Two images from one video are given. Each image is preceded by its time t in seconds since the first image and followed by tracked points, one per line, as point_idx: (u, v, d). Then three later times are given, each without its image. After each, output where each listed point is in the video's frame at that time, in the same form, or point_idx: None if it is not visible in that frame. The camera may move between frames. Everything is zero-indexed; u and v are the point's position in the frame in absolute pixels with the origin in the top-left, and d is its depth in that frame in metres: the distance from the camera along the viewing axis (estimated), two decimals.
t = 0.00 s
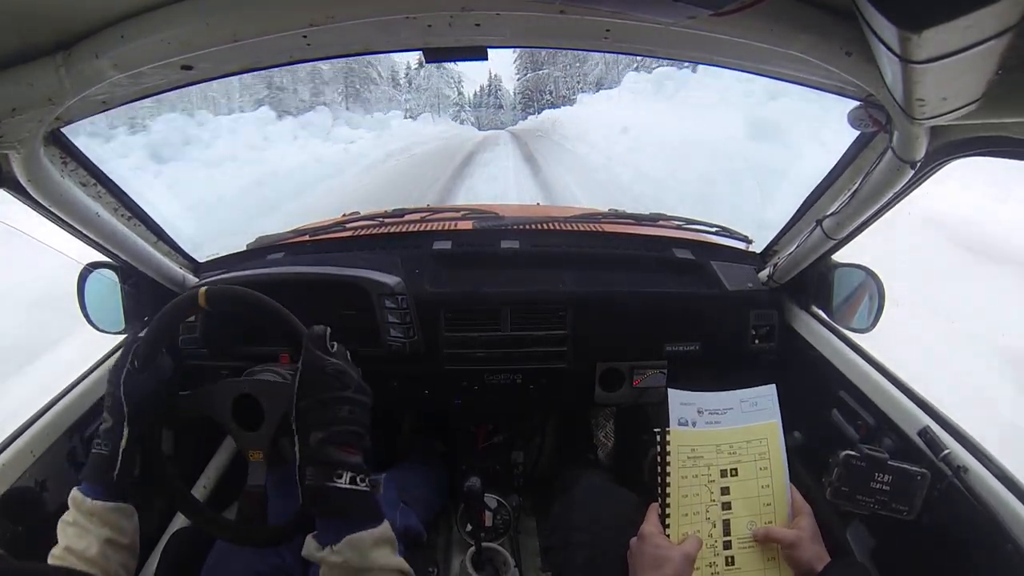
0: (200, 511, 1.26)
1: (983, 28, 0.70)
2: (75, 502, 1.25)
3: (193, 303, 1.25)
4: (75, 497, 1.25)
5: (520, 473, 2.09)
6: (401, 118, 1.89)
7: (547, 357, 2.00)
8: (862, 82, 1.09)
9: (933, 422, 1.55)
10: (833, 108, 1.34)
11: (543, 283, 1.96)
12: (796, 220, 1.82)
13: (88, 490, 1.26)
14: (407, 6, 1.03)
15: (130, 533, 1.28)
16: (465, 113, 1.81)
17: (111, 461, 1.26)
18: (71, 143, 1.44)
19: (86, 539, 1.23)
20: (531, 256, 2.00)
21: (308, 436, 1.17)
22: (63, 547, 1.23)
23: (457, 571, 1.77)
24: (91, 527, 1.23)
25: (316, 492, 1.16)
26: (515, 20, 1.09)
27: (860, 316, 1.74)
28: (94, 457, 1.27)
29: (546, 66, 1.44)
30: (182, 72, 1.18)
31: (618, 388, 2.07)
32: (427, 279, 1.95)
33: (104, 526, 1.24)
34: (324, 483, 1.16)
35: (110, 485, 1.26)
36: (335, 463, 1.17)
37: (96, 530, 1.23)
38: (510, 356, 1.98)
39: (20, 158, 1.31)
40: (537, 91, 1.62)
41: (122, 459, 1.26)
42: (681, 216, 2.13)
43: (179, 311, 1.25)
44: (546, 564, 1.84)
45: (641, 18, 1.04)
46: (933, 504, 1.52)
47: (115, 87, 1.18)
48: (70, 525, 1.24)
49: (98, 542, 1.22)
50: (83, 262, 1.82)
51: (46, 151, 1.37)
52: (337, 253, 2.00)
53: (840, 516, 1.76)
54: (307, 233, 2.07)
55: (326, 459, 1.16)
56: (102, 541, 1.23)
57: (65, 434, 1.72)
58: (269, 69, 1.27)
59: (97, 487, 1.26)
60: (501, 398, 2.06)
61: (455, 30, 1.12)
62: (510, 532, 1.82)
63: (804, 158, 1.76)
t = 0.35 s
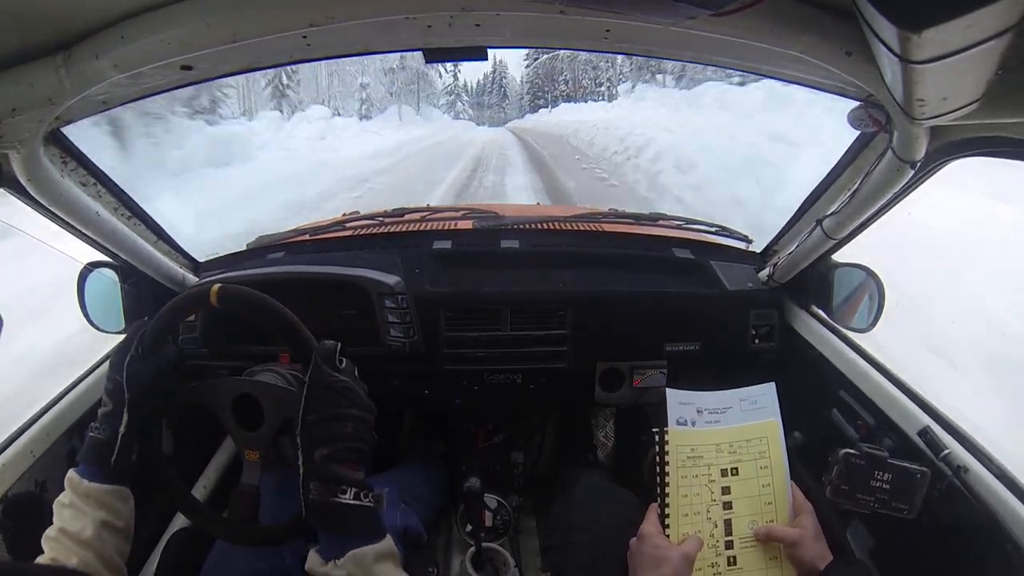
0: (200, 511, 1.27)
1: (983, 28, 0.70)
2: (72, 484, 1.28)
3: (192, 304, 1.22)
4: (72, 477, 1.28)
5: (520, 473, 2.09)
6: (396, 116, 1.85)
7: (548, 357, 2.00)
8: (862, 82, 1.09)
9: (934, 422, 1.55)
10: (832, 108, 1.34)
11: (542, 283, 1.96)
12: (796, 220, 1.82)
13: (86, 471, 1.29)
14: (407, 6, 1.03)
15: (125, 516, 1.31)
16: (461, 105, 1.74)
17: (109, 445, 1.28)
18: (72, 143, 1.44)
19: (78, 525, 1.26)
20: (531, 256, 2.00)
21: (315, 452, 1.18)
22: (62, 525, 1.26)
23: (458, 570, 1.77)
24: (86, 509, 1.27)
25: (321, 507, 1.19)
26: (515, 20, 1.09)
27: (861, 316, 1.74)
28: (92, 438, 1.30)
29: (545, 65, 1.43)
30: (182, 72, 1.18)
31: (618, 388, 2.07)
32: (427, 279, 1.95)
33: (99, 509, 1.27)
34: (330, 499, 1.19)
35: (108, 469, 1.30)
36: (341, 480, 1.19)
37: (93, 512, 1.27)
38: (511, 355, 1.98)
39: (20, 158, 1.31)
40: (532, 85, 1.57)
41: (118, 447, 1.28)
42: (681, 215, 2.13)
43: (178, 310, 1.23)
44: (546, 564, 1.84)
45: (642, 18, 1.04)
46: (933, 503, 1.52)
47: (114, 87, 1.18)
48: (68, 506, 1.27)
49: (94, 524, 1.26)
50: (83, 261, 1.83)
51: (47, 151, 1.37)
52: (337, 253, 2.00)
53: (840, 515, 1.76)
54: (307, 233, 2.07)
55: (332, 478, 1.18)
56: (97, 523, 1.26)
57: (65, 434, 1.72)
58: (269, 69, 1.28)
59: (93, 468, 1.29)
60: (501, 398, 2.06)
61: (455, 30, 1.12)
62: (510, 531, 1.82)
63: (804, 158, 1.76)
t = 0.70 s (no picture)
0: (200, 510, 1.26)
1: (982, 28, 0.70)
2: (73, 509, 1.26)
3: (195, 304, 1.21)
4: (72, 500, 1.26)
5: (520, 473, 2.09)
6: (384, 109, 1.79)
7: (547, 357, 2.00)
8: (862, 82, 1.09)
9: (934, 422, 1.55)
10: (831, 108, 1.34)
11: (542, 283, 1.96)
12: (796, 221, 1.82)
13: (87, 493, 1.26)
14: (406, 5, 1.03)
15: (124, 540, 1.26)
16: (447, 92, 1.65)
17: (106, 468, 1.24)
18: (71, 143, 1.44)
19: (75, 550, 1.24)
20: (531, 256, 2.00)
21: (312, 424, 1.11)
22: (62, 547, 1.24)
23: (458, 571, 1.77)
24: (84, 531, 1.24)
25: (320, 481, 1.10)
26: (514, 20, 1.09)
27: (860, 317, 1.78)
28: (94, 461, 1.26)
29: (544, 64, 1.43)
30: (182, 72, 1.18)
31: (618, 388, 2.07)
32: (427, 279, 1.95)
33: (97, 532, 1.23)
34: (330, 470, 1.10)
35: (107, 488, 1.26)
36: (340, 450, 1.11)
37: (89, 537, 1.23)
38: (511, 356, 1.98)
39: (20, 158, 1.31)
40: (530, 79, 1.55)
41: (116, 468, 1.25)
42: (680, 215, 2.13)
43: (177, 312, 1.22)
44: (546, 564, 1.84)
45: (643, 17, 1.04)
46: (933, 504, 1.52)
47: (114, 87, 1.18)
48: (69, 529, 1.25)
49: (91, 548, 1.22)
50: (83, 261, 1.81)
51: (46, 151, 1.37)
52: (337, 253, 2.00)
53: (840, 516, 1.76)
54: (306, 233, 2.07)
55: (329, 447, 1.10)
56: (95, 546, 1.23)
57: (65, 434, 1.72)
58: (269, 69, 1.28)
59: (93, 490, 1.26)
60: (500, 398, 2.05)
61: (455, 30, 1.12)
62: (510, 532, 1.81)
63: (803, 158, 1.76)
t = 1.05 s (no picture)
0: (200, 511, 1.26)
1: (982, 28, 0.70)
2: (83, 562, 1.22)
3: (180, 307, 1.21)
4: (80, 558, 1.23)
5: (520, 472, 2.13)
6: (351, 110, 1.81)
7: (547, 357, 2.00)
8: (862, 82, 1.09)
9: (934, 422, 1.54)
10: (830, 108, 1.35)
11: (543, 283, 1.96)
12: (796, 221, 1.83)
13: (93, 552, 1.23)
14: (406, 5, 1.03)
15: None
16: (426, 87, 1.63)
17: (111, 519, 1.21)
18: (71, 143, 1.44)
19: None
20: (531, 256, 2.00)
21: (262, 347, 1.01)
22: None
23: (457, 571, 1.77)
24: None
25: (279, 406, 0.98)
26: (514, 20, 1.09)
27: (860, 317, 1.81)
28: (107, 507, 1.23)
29: (542, 64, 1.44)
30: (183, 72, 1.18)
31: (617, 388, 2.06)
32: (428, 279, 1.95)
33: None
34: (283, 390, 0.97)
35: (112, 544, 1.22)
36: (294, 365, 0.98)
37: None
38: (510, 355, 1.98)
39: (20, 158, 1.31)
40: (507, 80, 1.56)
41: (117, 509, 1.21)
42: (681, 216, 2.14)
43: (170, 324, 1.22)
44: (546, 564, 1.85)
45: (642, 17, 1.04)
46: (934, 504, 1.52)
47: (115, 87, 1.18)
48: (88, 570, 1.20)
49: None
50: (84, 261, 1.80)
51: (46, 151, 1.38)
52: (338, 253, 2.01)
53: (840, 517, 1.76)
54: (307, 233, 2.08)
55: (279, 364, 0.98)
56: None
57: (65, 433, 1.72)
58: (269, 69, 1.28)
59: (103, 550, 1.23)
60: (500, 399, 2.05)
61: (454, 30, 1.12)
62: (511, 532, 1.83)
63: (803, 158, 1.76)
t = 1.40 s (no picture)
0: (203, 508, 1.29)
1: (982, 28, 0.70)
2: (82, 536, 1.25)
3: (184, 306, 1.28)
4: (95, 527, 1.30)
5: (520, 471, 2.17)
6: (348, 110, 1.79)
7: (547, 357, 2.00)
8: (862, 82, 1.09)
9: (934, 422, 1.55)
10: (830, 108, 1.35)
11: (543, 283, 1.96)
12: (796, 221, 1.83)
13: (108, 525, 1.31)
14: (406, 5, 1.03)
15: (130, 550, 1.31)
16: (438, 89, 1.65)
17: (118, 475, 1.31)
18: (71, 143, 1.44)
19: None
20: (531, 256, 2.00)
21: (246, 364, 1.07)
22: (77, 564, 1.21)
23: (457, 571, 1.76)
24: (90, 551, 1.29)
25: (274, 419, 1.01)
26: (514, 20, 1.09)
27: (859, 317, 1.82)
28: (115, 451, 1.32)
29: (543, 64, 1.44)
30: (183, 72, 1.18)
31: (618, 388, 2.06)
32: (428, 279, 1.95)
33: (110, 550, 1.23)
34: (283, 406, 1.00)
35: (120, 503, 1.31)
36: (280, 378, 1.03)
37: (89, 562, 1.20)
38: (510, 355, 1.98)
39: (20, 158, 1.31)
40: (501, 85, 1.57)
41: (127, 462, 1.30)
42: (681, 216, 2.14)
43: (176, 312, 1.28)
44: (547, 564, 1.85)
45: (642, 17, 1.04)
46: (935, 504, 1.51)
47: (115, 87, 1.18)
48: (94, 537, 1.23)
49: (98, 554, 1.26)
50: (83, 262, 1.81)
51: (47, 151, 1.38)
52: (338, 253, 2.01)
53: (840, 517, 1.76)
54: (307, 233, 2.08)
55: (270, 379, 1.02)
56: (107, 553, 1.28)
57: (65, 433, 1.73)
58: (269, 69, 1.28)
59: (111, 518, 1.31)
60: (501, 399, 2.05)
61: (454, 30, 1.12)
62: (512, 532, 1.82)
63: (804, 158, 1.76)
